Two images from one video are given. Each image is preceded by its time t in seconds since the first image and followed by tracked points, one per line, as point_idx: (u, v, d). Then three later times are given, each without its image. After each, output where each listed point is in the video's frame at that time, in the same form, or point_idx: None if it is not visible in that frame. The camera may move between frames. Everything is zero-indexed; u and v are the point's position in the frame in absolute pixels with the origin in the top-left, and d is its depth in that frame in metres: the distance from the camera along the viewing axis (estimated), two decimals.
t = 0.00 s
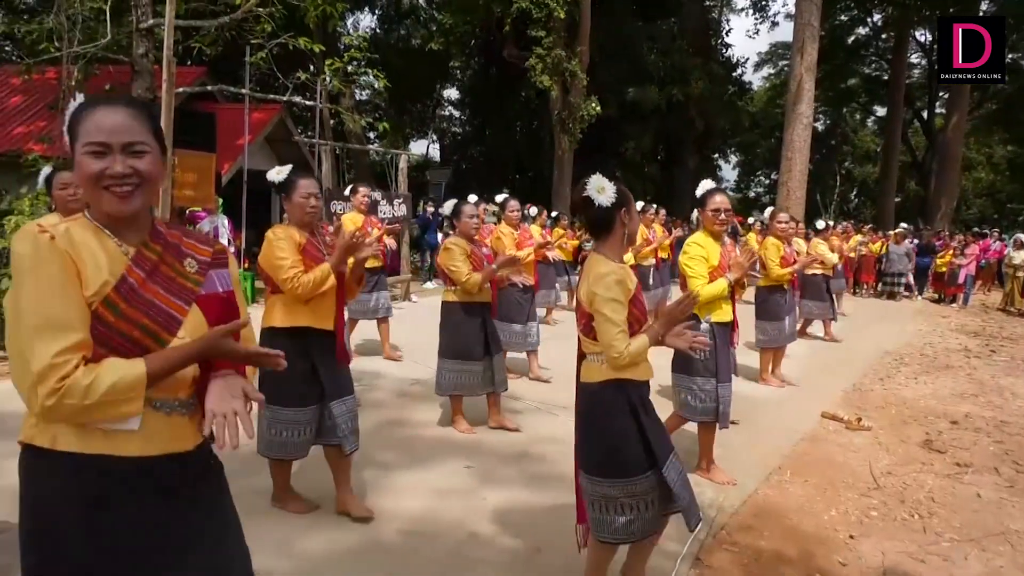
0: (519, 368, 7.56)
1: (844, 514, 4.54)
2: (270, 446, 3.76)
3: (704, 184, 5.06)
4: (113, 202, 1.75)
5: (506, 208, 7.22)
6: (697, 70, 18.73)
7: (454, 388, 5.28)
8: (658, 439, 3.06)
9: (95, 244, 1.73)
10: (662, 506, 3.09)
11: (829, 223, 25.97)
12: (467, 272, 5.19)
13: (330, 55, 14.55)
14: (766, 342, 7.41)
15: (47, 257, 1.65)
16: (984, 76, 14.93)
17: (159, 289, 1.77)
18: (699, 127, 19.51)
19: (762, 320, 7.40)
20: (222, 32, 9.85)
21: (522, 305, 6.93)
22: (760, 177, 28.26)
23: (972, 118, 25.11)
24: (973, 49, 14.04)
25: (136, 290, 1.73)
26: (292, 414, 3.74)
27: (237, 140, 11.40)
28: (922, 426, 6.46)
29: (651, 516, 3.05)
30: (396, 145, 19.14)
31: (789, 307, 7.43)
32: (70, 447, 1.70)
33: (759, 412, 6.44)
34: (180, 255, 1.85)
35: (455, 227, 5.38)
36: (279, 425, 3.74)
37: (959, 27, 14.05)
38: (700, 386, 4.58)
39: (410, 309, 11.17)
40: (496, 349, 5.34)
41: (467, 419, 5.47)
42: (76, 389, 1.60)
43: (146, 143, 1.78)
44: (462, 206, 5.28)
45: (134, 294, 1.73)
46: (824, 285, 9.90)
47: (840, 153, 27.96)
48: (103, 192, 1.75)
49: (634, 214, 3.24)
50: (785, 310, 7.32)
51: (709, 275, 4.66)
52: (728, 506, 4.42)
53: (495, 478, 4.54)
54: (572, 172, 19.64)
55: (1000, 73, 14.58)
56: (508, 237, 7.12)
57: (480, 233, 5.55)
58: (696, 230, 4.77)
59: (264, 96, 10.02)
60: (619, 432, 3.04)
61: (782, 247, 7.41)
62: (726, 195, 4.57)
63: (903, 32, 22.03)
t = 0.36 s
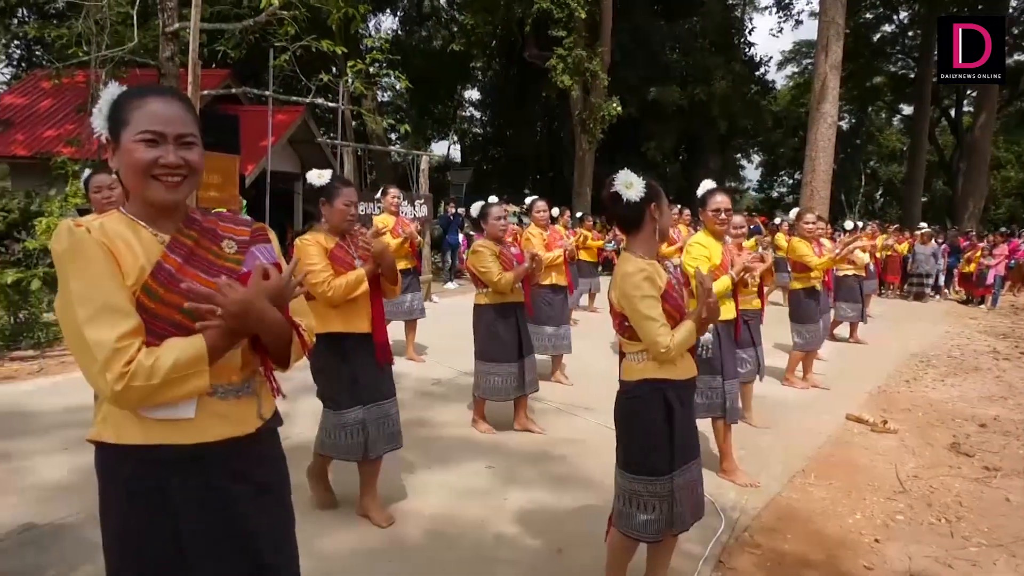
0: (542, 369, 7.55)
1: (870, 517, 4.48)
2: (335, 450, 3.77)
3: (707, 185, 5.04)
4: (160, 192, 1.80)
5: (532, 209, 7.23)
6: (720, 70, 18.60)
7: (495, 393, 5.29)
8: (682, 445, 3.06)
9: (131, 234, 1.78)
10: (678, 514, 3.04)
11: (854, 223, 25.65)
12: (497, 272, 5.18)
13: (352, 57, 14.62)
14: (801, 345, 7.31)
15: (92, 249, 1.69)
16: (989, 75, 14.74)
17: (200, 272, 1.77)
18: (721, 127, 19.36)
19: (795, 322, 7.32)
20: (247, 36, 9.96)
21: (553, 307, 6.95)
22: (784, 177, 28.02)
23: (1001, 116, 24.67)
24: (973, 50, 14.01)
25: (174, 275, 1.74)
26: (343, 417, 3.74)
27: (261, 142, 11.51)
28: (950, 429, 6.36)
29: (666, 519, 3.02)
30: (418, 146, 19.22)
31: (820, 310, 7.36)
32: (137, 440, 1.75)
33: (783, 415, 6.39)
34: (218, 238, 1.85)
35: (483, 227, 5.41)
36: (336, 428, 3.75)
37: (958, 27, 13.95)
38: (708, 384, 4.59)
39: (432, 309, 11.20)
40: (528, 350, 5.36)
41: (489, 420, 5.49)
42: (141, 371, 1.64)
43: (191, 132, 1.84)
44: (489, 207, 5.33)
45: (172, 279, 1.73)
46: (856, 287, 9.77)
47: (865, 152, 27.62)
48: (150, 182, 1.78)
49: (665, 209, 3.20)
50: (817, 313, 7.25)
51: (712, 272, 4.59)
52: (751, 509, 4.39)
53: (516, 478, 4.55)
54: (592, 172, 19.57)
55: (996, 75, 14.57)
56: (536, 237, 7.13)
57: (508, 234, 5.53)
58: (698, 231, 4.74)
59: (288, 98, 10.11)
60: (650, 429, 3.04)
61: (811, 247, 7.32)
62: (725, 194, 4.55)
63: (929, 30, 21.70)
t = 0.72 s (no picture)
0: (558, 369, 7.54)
1: (891, 519, 4.44)
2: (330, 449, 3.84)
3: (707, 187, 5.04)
4: (153, 217, 1.83)
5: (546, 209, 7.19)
6: (737, 68, 18.53)
7: (496, 392, 5.31)
8: (688, 449, 3.03)
9: (132, 254, 1.81)
10: (689, 514, 3.03)
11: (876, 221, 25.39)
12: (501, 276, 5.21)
13: (370, 58, 14.69)
14: (815, 344, 7.26)
15: (83, 270, 1.73)
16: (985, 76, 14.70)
17: (191, 293, 1.80)
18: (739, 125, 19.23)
19: (810, 322, 7.26)
20: (265, 38, 10.05)
21: (564, 307, 6.94)
22: (803, 175, 27.80)
23: None
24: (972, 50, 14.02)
25: (167, 296, 1.77)
26: (334, 418, 3.80)
27: (279, 143, 11.60)
28: (973, 430, 6.28)
29: (676, 520, 3.02)
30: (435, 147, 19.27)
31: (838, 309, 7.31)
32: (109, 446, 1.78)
33: (802, 415, 6.34)
34: (214, 260, 1.86)
35: (492, 230, 5.41)
36: (324, 428, 3.82)
37: (958, 28, 13.88)
38: (720, 383, 4.54)
39: (449, 309, 11.23)
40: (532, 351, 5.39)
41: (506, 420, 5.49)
42: (115, 396, 1.69)
43: (183, 157, 1.85)
44: (500, 209, 5.30)
45: (166, 300, 1.77)
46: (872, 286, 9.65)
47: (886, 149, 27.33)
48: (142, 206, 1.82)
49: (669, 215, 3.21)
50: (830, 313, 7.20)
51: (711, 274, 4.63)
52: (770, 509, 4.36)
53: (533, 478, 4.55)
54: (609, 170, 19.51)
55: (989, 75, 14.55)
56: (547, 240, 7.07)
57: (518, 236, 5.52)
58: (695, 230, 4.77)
59: (306, 100, 10.17)
60: (645, 432, 3.04)
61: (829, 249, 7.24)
62: (722, 196, 4.53)
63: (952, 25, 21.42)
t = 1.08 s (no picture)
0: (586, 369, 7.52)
1: (928, 523, 4.36)
2: (330, 438, 3.86)
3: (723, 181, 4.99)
4: (143, 205, 1.94)
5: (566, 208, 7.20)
6: (767, 65, 18.34)
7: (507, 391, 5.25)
8: (676, 433, 3.15)
9: (137, 243, 1.93)
10: (675, 502, 3.14)
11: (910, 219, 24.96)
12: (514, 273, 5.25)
13: (398, 61, 14.79)
14: (828, 343, 7.13)
15: (91, 258, 1.85)
16: (989, 75, 14.24)
17: (194, 280, 1.93)
18: (770, 123, 19.03)
19: (824, 318, 7.18)
20: (296, 43, 10.17)
21: (584, 305, 6.94)
22: (835, 173, 27.43)
23: None
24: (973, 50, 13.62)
25: (171, 281, 1.90)
26: (341, 405, 3.86)
27: (309, 146, 11.73)
28: (1012, 433, 6.14)
29: (666, 507, 3.09)
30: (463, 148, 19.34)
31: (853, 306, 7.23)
32: (116, 424, 1.92)
33: (835, 416, 6.25)
34: (215, 248, 2.00)
35: (507, 228, 5.46)
36: (332, 415, 3.86)
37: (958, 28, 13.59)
38: (728, 378, 4.54)
39: (477, 310, 11.28)
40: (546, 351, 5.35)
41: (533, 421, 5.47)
42: (123, 376, 1.82)
43: (165, 147, 1.94)
44: (515, 207, 5.37)
45: (169, 285, 1.89)
46: (895, 285, 9.51)
47: (921, 146, 26.86)
48: (131, 196, 1.93)
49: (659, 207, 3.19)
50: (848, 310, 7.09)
51: (724, 269, 4.66)
52: (803, 512, 4.31)
53: (561, 478, 4.54)
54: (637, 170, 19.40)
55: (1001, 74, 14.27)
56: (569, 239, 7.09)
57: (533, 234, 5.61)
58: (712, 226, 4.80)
59: (335, 102, 10.26)
60: (642, 418, 3.08)
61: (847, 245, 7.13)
62: (737, 191, 4.53)
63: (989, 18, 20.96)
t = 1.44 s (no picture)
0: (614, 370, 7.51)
1: (965, 529, 4.28)
2: (354, 427, 3.87)
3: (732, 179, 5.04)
4: (147, 201, 2.01)
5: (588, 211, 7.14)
6: (797, 63, 18.13)
7: (532, 387, 5.25)
8: (649, 423, 3.24)
9: (143, 240, 2.01)
10: (657, 489, 3.17)
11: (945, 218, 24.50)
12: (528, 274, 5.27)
13: (425, 64, 14.86)
14: (847, 342, 7.01)
15: (98, 254, 1.93)
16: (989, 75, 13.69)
17: (197, 276, 2.00)
18: (800, 122, 18.80)
19: (836, 316, 7.06)
20: (325, 47, 10.29)
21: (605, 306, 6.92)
22: (867, 172, 27.03)
23: None
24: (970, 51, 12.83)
25: (175, 277, 1.97)
26: (360, 399, 3.89)
27: (338, 149, 11.87)
28: None
29: (645, 492, 3.12)
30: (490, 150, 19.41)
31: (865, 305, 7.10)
32: (123, 408, 2.00)
33: (868, 419, 6.16)
34: (221, 245, 2.08)
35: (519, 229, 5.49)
36: (352, 408, 3.90)
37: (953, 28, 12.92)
38: (715, 375, 4.66)
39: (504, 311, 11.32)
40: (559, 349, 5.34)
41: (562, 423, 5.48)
42: (125, 365, 1.89)
43: (171, 147, 2.01)
44: (525, 209, 5.38)
45: (173, 281, 1.97)
46: (919, 284, 9.33)
47: (956, 144, 26.35)
48: (138, 191, 2.01)
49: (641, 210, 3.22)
50: (860, 308, 6.98)
51: (730, 267, 4.64)
52: (836, 516, 4.25)
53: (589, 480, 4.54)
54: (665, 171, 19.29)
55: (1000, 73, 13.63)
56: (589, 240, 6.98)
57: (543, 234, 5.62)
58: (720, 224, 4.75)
59: (364, 106, 10.33)
60: (614, 411, 3.18)
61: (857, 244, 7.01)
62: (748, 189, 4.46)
63: None
